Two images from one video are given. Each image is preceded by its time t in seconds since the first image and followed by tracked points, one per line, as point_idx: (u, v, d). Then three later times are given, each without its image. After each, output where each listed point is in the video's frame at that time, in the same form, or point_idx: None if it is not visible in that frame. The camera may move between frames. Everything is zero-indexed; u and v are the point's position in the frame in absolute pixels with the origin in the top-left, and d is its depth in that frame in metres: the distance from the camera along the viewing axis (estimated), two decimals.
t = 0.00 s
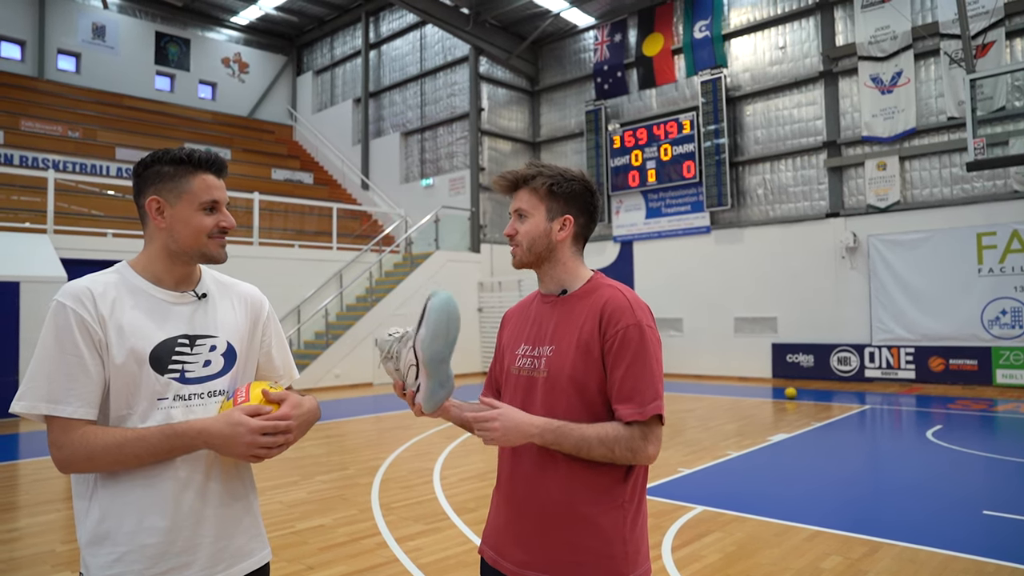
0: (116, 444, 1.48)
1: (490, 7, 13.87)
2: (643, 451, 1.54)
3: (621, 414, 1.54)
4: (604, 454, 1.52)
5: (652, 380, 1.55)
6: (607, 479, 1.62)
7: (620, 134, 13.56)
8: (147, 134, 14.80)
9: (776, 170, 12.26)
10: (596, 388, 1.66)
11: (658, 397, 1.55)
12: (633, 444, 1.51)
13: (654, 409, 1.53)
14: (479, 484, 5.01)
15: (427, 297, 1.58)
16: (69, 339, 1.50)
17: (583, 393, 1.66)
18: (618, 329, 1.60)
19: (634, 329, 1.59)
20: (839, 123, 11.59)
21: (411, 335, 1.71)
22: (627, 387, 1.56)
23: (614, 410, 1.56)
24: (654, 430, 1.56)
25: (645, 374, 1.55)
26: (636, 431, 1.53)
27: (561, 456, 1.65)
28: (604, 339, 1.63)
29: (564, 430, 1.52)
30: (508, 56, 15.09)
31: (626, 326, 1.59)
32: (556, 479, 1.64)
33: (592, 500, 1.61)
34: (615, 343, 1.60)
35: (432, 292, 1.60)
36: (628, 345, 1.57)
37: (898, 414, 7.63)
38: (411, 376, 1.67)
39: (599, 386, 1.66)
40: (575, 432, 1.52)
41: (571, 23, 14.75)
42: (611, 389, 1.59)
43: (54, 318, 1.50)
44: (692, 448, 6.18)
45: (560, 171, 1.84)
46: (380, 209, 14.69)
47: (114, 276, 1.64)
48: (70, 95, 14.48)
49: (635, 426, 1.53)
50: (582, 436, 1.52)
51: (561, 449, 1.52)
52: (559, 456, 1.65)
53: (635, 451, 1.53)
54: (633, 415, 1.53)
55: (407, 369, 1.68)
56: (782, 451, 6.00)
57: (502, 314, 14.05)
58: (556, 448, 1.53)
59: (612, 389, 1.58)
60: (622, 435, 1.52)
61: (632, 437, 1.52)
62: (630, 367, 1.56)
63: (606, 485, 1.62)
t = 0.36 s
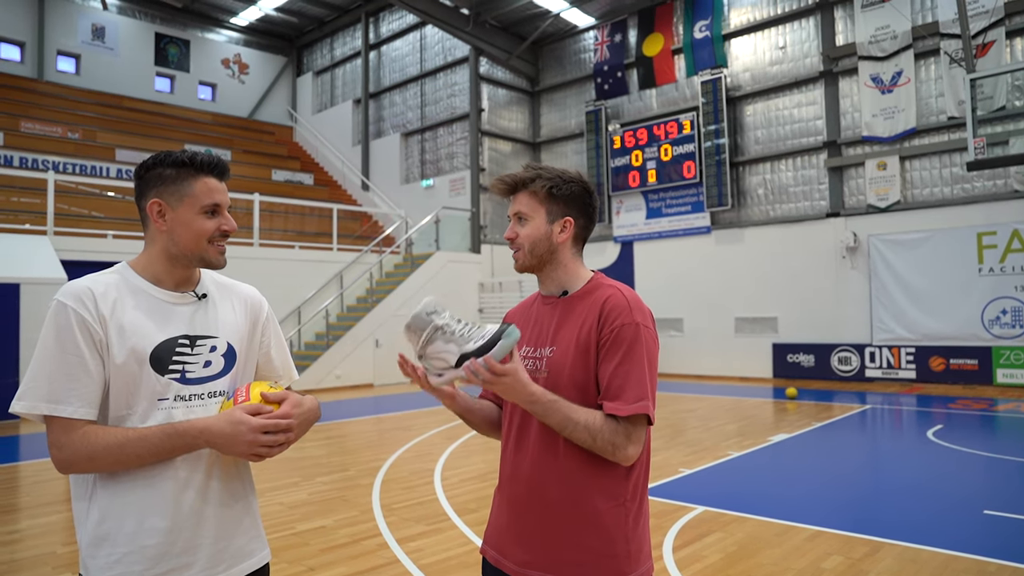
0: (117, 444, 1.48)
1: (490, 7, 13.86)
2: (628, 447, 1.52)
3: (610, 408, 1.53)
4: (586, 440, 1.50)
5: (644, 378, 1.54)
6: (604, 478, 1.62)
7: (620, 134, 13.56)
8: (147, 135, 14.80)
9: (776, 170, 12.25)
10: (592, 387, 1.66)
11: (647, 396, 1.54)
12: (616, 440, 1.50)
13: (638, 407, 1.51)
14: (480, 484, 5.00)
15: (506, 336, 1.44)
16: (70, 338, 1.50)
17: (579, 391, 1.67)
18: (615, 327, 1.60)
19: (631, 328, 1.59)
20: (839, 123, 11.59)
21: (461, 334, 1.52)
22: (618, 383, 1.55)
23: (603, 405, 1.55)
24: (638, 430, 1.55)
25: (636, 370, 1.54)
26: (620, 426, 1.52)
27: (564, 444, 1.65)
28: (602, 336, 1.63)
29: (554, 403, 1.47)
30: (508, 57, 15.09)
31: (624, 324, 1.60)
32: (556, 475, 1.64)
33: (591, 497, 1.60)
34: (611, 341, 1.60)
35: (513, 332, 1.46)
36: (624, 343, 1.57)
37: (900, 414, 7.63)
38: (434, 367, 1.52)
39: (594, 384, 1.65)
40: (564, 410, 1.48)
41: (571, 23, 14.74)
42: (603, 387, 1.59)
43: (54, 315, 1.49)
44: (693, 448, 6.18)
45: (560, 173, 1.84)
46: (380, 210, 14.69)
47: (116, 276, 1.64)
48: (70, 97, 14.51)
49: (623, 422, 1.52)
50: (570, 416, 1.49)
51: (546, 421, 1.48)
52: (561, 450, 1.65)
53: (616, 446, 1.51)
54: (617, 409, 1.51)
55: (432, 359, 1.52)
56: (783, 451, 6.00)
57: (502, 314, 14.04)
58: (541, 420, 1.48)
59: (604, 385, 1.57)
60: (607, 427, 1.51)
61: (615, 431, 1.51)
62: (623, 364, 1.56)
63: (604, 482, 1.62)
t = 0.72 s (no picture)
0: (114, 441, 1.47)
1: (489, 7, 13.86)
2: (615, 442, 1.52)
3: (598, 404, 1.53)
4: (566, 437, 1.50)
5: (637, 374, 1.55)
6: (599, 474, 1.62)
7: (619, 134, 13.56)
8: (145, 134, 14.78)
9: (775, 170, 12.26)
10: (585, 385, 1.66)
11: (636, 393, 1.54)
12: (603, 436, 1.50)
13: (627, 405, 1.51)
14: (479, 484, 5.00)
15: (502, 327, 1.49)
16: (66, 335, 1.49)
17: (572, 389, 1.67)
18: (609, 324, 1.61)
19: (626, 325, 1.60)
20: (837, 123, 11.60)
21: (454, 326, 1.55)
22: (609, 380, 1.55)
23: (593, 401, 1.55)
24: (621, 429, 1.54)
25: (629, 368, 1.55)
26: (602, 423, 1.52)
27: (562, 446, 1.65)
28: (597, 334, 1.63)
29: (538, 402, 1.49)
30: (507, 57, 15.09)
31: (619, 322, 1.60)
32: (551, 472, 1.65)
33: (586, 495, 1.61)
34: (604, 339, 1.60)
35: (509, 327, 1.51)
36: (618, 340, 1.58)
37: (898, 414, 7.64)
38: (426, 359, 1.57)
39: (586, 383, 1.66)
40: (547, 409, 1.49)
41: (570, 23, 14.74)
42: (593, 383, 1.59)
43: (50, 312, 1.49)
44: (692, 448, 6.19)
45: (557, 172, 1.84)
46: (379, 209, 14.69)
47: (112, 273, 1.63)
48: (68, 96, 14.48)
49: (612, 418, 1.52)
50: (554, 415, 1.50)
51: (528, 420, 1.49)
52: (558, 449, 1.65)
53: (598, 444, 1.51)
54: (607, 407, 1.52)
55: (424, 352, 1.56)
56: (781, 451, 6.00)
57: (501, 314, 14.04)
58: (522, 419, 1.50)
59: (596, 383, 1.57)
60: (590, 423, 1.51)
61: (598, 427, 1.52)
62: (614, 359, 1.57)
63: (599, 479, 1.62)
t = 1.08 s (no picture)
0: (116, 439, 1.47)
1: (489, 5, 13.85)
2: (620, 441, 1.54)
3: (602, 404, 1.54)
4: (574, 439, 1.51)
5: (640, 374, 1.57)
6: (599, 473, 1.63)
7: (618, 133, 13.55)
8: (144, 132, 14.78)
9: (774, 169, 12.25)
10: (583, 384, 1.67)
11: (642, 391, 1.55)
12: (609, 435, 1.51)
13: (632, 403, 1.52)
14: (478, 483, 5.01)
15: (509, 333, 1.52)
16: (69, 334, 1.49)
17: (572, 387, 1.68)
18: (609, 323, 1.62)
19: (625, 324, 1.61)
20: (837, 122, 11.58)
21: (456, 334, 1.56)
22: (611, 380, 1.56)
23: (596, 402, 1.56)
24: (629, 426, 1.56)
25: (630, 366, 1.56)
26: (610, 422, 1.53)
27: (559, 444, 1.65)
28: (596, 333, 1.65)
29: (544, 405, 1.49)
30: (506, 55, 15.08)
31: (618, 321, 1.62)
32: (549, 471, 1.65)
33: (585, 495, 1.62)
34: (603, 338, 1.61)
35: (514, 334, 1.54)
36: (618, 339, 1.59)
37: (896, 413, 7.64)
38: (428, 367, 1.55)
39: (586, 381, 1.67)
40: (553, 412, 1.50)
41: (569, 21, 14.72)
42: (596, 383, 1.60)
43: (51, 311, 1.49)
44: (691, 447, 6.19)
45: (551, 170, 1.84)
46: (378, 208, 14.68)
47: (112, 271, 1.64)
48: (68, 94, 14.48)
49: (617, 418, 1.53)
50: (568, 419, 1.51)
51: (534, 424, 1.50)
52: (558, 449, 1.65)
53: (606, 444, 1.52)
54: (610, 406, 1.53)
55: (426, 359, 1.55)
56: (780, 450, 6.00)
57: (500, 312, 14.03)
58: (529, 424, 1.50)
59: (598, 382, 1.58)
60: (597, 424, 1.52)
61: (606, 427, 1.53)
62: (616, 359, 1.57)
63: (600, 479, 1.63)
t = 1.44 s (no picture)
0: (123, 439, 1.48)
1: (491, 5, 13.86)
2: (624, 440, 1.55)
3: (606, 404, 1.55)
4: (579, 441, 1.52)
5: (643, 372, 1.58)
6: (600, 472, 1.64)
7: (619, 133, 13.54)
8: (147, 133, 14.81)
9: (776, 169, 12.24)
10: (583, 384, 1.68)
11: (645, 389, 1.57)
12: (613, 435, 1.52)
13: (637, 402, 1.54)
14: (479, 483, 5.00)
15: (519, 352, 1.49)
16: (75, 334, 1.50)
17: (572, 388, 1.68)
18: (610, 323, 1.63)
19: (626, 324, 1.62)
20: (839, 122, 11.57)
21: (469, 335, 1.55)
22: (614, 379, 1.57)
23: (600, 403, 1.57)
24: (633, 424, 1.58)
25: (633, 366, 1.57)
26: (615, 423, 1.54)
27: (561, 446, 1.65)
28: (598, 332, 1.66)
29: (548, 409, 1.49)
30: (508, 55, 15.10)
31: (619, 320, 1.63)
32: (549, 472, 1.65)
33: (587, 495, 1.62)
34: (604, 338, 1.63)
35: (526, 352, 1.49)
36: (620, 338, 1.60)
37: (899, 414, 7.61)
38: (434, 359, 1.58)
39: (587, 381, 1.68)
40: (557, 415, 1.50)
41: (571, 22, 14.73)
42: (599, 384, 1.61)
43: (58, 312, 1.50)
44: (692, 448, 6.18)
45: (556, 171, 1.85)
46: (379, 208, 14.71)
47: (117, 272, 1.64)
48: (71, 94, 14.54)
49: (621, 417, 1.54)
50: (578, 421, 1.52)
51: (538, 428, 1.50)
52: (558, 450, 1.66)
53: (611, 444, 1.54)
54: (616, 406, 1.54)
55: (433, 351, 1.58)
56: (782, 451, 5.99)
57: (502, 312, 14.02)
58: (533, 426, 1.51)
59: (602, 382, 1.59)
60: (601, 425, 1.53)
61: (611, 428, 1.53)
62: (618, 359, 1.59)
63: (601, 478, 1.64)
